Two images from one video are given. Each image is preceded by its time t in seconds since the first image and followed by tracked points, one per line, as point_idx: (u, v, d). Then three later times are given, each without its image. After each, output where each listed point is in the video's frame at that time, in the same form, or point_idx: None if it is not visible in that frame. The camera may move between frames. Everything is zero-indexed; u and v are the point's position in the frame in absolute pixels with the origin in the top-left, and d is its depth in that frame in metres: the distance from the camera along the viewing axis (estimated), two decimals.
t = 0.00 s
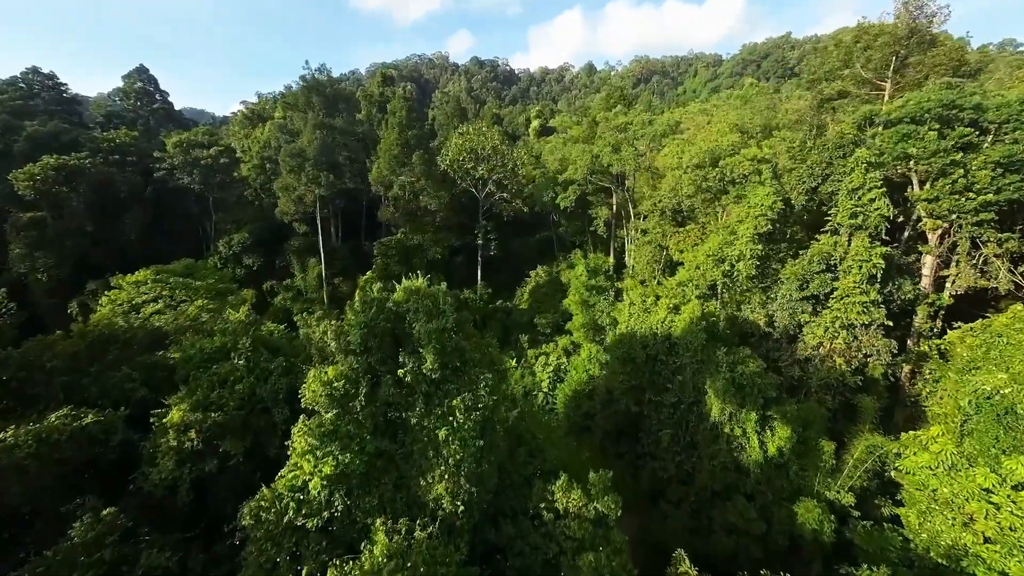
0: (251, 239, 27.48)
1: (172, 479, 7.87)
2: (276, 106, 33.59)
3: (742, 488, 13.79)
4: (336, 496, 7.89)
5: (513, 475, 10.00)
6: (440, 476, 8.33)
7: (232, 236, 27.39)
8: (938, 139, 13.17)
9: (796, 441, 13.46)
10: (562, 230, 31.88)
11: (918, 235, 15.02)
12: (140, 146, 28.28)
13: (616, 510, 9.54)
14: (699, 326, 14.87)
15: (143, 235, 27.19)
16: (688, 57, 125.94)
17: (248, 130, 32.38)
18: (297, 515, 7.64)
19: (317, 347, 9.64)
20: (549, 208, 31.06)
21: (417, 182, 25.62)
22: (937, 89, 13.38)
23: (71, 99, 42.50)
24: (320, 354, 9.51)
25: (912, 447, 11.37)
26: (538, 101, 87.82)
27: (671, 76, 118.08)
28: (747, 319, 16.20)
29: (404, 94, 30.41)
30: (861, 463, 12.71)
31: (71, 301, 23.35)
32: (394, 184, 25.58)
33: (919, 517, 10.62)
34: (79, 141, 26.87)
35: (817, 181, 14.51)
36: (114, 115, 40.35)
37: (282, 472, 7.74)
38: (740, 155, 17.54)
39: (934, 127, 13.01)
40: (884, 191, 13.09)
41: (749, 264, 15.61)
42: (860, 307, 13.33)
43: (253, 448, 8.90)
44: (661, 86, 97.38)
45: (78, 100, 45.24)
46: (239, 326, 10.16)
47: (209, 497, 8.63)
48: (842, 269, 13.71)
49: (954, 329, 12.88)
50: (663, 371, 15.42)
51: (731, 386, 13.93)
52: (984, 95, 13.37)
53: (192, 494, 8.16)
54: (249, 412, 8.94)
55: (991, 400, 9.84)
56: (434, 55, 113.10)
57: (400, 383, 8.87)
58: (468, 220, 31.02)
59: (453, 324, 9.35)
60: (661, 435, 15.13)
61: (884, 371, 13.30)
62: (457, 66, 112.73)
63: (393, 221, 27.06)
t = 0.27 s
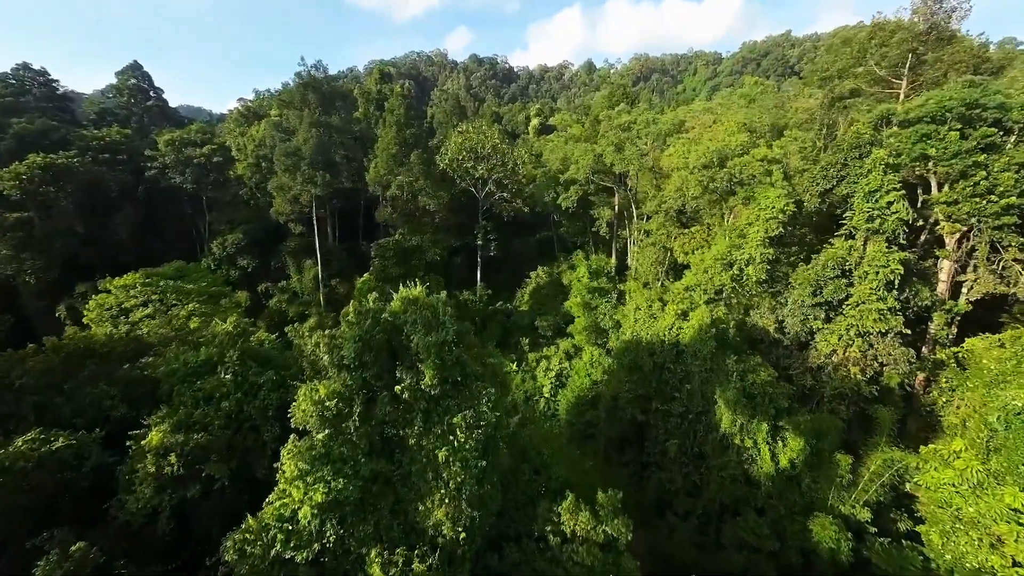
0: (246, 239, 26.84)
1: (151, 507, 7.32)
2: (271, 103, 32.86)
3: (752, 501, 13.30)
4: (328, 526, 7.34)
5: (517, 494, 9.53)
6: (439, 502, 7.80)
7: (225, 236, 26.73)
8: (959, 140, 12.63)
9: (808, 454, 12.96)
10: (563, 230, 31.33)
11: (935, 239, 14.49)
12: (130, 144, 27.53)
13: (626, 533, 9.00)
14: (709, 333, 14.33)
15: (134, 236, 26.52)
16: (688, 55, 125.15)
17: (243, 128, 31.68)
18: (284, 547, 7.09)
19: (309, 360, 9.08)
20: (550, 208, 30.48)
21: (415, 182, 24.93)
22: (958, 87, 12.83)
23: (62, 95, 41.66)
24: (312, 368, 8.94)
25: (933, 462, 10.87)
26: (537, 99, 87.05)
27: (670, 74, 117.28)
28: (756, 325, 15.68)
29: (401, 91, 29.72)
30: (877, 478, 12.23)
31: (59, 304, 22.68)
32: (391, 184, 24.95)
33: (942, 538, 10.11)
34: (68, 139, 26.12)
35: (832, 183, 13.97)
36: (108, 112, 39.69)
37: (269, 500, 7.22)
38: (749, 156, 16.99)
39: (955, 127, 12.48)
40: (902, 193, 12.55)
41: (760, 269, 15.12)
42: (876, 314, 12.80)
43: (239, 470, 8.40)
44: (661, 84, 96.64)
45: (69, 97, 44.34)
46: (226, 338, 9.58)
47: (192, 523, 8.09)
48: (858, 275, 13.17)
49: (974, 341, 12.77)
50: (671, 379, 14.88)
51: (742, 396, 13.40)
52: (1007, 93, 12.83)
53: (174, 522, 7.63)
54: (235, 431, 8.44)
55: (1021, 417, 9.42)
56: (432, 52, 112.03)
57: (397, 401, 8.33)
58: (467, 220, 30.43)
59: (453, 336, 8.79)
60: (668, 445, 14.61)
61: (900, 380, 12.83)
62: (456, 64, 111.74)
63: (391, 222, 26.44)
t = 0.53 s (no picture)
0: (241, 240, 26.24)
1: (126, 540, 6.76)
2: (267, 100, 32.12)
3: (765, 516, 12.77)
4: (318, 561, 6.78)
5: (521, 516, 8.99)
6: (440, 532, 7.24)
7: (219, 237, 26.07)
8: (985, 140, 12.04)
9: (824, 467, 12.44)
10: (565, 230, 30.75)
11: (955, 243, 13.92)
12: (121, 142, 26.79)
13: (638, 560, 8.44)
14: (720, 340, 13.78)
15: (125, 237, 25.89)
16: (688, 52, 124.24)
17: (238, 126, 30.95)
18: None
19: (300, 376, 8.50)
20: (552, 208, 29.85)
21: (414, 181, 24.24)
22: (985, 84, 12.23)
23: (55, 91, 40.86)
24: (302, 385, 8.35)
25: (958, 479, 10.37)
26: (537, 96, 86.22)
27: (671, 71, 116.39)
28: (766, 331, 15.10)
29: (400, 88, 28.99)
30: (897, 494, 11.70)
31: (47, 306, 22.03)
32: (389, 184, 24.30)
33: (970, 561, 9.56)
34: (56, 136, 25.37)
35: (850, 184, 13.39)
36: (101, 108, 38.88)
37: (254, 535, 6.67)
38: (760, 156, 16.38)
39: (982, 126, 11.89)
40: (925, 196, 11.98)
41: (773, 273, 14.55)
42: (896, 322, 12.26)
43: (224, 498, 7.85)
44: (661, 81, 95.88)
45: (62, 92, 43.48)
46: (211, 352, 8.98)
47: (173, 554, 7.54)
48: (877, 281, 12.62)
49: (994, 349, 12.29)
50: (680, 388, 14.33)
51: (755, 407, 12.85)
52: None
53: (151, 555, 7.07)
54: (220, 453, 7.91)
55: None
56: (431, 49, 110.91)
57: (394, 421, 7.75)
58: (467, 220, 29.82)
59: (455, 351, 8.22)
60: (676, 457, 14.03)
61: (920, 391, 12.32)
62: (455, 61, 110.75)
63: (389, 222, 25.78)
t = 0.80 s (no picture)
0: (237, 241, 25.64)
1: None
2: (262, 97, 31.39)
3: (778, 531, 12.28)
4: None
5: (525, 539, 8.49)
6: (440, 566, 6.72)
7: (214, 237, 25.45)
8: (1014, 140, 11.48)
9: (841, 481, 11.92)
10: (567, 230, 30.17)
11: (976, 247, 13.39)
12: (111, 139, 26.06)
13: None
14: (732, 348, 13.24)
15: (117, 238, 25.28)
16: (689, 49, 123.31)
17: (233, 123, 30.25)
18: None
19: (290, 393, 7.94)
20: (554, 207, 29.25)
21: (413, 181, 23.60)
22: (1013, 82, 11.65)
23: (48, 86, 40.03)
24: (292, 403, 7.81)
25: (986, 497, 9.86)
26: (536, 93, 85.39)
27: (671, 68, 115.48)
28: (778, 337, 14.62)
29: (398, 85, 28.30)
30: (918, 510, 11.19)
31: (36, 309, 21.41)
32: (388, 184, 23.70)
33: None
34: (44, 133, 24.64)
35: (869, 186, 12.86)
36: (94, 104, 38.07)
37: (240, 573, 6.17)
38: (772, 155, 15.80)
39: (1011, 126, 11.33)
40: (950, 199, 11.43)
41: (786, 278, 14.03)
42: (918, 330, 11.74)
43: (209, 525, 7.47)
44: (661, 79, 95.12)
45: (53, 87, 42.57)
46: (195, 368, 8.41)
47: None
48: (897, 287, 12.11)
49: (1017, 358, 11.80)
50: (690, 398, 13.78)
51: (770, 419, 12.32)
52: None
53: None
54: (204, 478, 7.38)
55: None
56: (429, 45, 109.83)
57: (390, 444, 7.20)
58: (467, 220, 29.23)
59: (457, 367, 7.69)
60: (685, 469, 13.56)
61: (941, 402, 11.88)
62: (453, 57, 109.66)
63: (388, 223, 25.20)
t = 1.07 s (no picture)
0: (233, 242, 25.09)
1: None
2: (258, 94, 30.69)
3: (794, 549, 11.75)
4: None
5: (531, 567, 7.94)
6: None
7: (208, 238, 24.81)
8: None
9: (861, 497, 11.38)
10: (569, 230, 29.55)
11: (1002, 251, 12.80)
12: (103, 137, 25.36)
13: None
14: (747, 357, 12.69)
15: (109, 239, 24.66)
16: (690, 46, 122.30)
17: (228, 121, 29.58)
18: None
19: (279, 413, 7.36)
20: (557, 207, 28.60)
21: (412, 181, 22.99)
22: None
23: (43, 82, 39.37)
24: (281, 424, 7.25)
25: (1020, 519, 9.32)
26: (536, 91, 84.62)
27: (672, 65, 114.58)
28: (792, 344, 14.12)
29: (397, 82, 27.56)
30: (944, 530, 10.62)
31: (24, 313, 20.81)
32: (387, 183, 23.10)
33: None
34: (33, 131, 23.95)
35: (891, 188, 12.29)
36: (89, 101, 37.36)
37: None
38: (786, 155, 15.18)
39: None
40: (979, 202, 10.87)
41: (802, 283, 13.45)
42: (943, 339, 11.20)
43: (192, 558, 6.96)
44: (662, 76, 94.22)
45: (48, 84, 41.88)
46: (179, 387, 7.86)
47: None
48: (921, 294, 11.57)
49: None
50: (702, 408, 13.21)
51: (786, 431, 11.77)
52: None
53: None
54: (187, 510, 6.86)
55: None
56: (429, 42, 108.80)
57: (387, 471, 6.64)
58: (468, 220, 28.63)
59: (459, 387, 7.12)
60: (696, 482, 12.90)
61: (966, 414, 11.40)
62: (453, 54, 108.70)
63: (387, 224, 24.57)
